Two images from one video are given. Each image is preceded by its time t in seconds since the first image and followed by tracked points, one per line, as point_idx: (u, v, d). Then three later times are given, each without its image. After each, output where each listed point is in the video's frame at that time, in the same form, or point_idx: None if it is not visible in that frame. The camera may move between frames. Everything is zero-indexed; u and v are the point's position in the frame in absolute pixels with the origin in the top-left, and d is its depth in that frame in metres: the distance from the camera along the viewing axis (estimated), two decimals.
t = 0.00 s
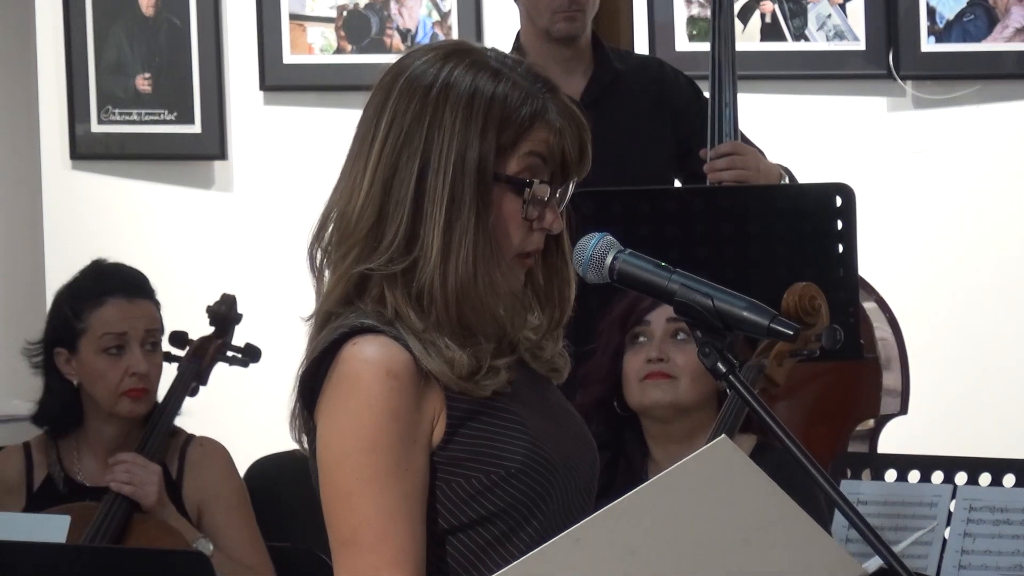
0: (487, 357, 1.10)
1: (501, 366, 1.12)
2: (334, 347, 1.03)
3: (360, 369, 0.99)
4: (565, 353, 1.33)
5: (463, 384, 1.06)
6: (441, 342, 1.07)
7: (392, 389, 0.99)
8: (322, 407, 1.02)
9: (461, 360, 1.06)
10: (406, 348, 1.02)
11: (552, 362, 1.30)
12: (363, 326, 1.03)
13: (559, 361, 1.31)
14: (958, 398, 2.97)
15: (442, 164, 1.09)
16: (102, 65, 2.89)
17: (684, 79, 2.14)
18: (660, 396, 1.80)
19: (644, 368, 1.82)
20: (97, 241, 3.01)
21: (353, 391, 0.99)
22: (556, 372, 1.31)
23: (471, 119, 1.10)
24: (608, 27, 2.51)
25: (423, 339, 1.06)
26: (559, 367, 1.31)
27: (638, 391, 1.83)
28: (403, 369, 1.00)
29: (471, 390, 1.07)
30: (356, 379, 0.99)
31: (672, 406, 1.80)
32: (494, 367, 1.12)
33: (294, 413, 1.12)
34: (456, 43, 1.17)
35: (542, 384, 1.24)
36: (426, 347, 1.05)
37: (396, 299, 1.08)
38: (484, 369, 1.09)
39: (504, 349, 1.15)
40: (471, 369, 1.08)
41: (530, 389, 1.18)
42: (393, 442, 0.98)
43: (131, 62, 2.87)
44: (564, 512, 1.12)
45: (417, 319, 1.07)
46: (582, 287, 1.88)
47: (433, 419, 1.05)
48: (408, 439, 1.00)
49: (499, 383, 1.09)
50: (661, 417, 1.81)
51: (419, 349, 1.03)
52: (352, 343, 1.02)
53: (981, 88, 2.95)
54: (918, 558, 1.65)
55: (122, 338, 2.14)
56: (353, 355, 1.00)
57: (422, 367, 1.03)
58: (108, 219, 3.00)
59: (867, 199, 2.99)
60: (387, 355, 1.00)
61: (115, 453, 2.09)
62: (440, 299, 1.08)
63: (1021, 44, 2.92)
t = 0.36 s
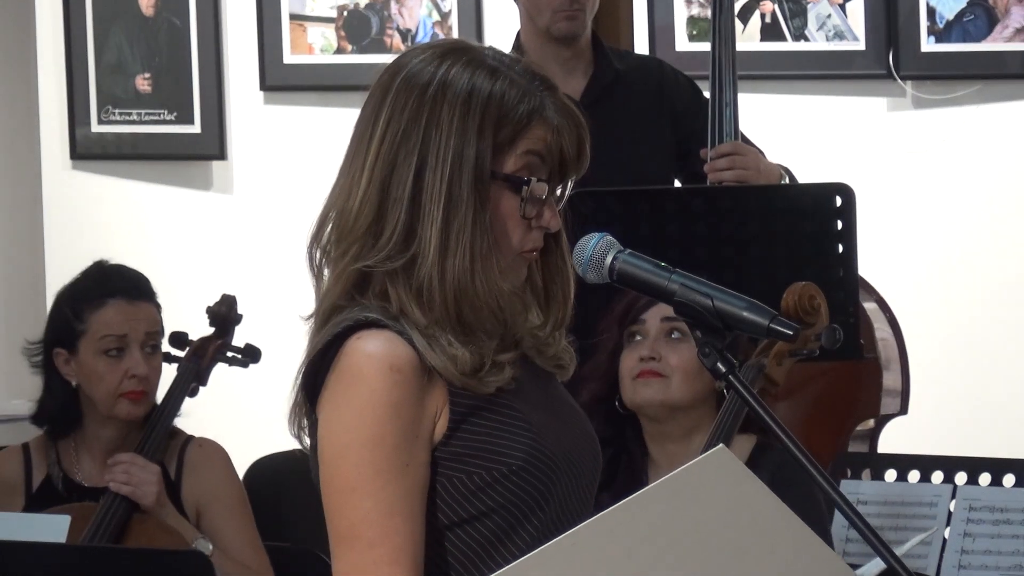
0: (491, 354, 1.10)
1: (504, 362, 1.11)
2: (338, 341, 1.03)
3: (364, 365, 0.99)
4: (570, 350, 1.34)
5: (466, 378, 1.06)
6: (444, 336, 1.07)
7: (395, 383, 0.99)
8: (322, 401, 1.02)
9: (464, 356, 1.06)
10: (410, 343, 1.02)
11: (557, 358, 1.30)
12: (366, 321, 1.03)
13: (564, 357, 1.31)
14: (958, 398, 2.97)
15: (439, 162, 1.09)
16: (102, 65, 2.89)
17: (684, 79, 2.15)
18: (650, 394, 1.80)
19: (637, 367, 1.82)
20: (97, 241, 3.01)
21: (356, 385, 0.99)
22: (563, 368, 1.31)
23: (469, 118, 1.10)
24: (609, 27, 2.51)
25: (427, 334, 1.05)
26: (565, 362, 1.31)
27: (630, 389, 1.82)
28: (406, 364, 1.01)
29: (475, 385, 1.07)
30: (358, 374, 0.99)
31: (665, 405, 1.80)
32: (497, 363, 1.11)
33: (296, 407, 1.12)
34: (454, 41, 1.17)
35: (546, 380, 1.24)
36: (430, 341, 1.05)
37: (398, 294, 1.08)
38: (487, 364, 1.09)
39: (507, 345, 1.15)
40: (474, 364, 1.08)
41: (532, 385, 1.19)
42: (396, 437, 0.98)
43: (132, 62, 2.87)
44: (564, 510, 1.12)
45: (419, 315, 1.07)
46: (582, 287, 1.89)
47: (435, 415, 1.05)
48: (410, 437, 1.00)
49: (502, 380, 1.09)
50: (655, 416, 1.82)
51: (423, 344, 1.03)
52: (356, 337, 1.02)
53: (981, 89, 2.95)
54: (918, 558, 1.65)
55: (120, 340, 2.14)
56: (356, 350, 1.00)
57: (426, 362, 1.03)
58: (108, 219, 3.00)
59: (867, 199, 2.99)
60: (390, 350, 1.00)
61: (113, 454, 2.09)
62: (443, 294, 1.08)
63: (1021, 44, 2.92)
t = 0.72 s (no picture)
0: (489, 353, 1.10)
1: (503, 362, 1.11)
2: (338, 342, 1.03)
3: (364, 365, 0.99)
4: (572, 352, 1.33)
5: (466, 379, 1.06)
6: (444, 337, 1.07)
7: (395, 385, 0.99)
8: (323, 401, 1.02)
9: (464, 356, 1.06)
10: (410, 344, 1.02)
11: (558, 360, 1.30)
12: (367, 322, 1.03)
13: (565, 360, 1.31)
14: (958, 398, 2.97)
15: (441, 162, 1.09)
16: (102, 65, 2.89)
17: (684, 79, 2.15)
18: (648, 391, 1.80)
19: (635, 364, 1.82)
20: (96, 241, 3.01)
21: (356, 386, 0.99)
22: (562, 371, 1.31)
23: (471, 118, 1.10)
24: (609, 27, 2.51)
25: (427, 335, 1.05)
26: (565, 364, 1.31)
27: (629, 387, 1.82)
28: (407, 365, 1.01)
29: (475, 386, 1.07)
30: (359, 375, 0.99)
31: (661, 403, 1.80)
32: (498, 364, 1.11)
33: (297, 408, 1.12)
34: (458, 42, 1.17)
35: (548, 382, 1.23)
36: (429, 342, 1.05)
37: (398, 295, 1.08)
38: (486, 365, 1.09)
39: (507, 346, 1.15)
40: (473, 365, 1.07)
41: (533, 386, 1.18)
42: (396, 439, 0.98)
43: (131, 62, 2.87)
44: (565, 511, 1.12)
45: (419, 316, 1.07)
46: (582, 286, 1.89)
47: (436, 415, 1.05)
48: (410, 437, 1.00)
49: (501, 379, 1.09)
50: (652, 413, 1.82)
51: (423, 345, 1.03)
52: (356, 338, 1.02)
53: (981, 89, 2.95)
54: (918, 557, 1.65)
55: (99, 338, 2.14)
56: (356, 351, 1.00)
57: (426, 362, 1.03)
58: (108, 219, 3.00)
59: (867, 199, 2.99)
60: (390, 351, 1.00)
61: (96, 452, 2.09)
62: (443, 295, 1.08)
63: (1021, 44, 2.92)
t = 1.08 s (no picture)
0: (485, 353, 1.10)
1: (499, 362, 1.11)
2: (334, 343, 1.03)
3: (360, 367, 0.99)
4: (571, 354, 1.33)
5: (463, 380, 1.05)
6: (440, 338, 1.06)
7: (391, 386, 0.99)
8: (319, 402, 1.02)
9: (460, 357, 1.05)
10: (406, 345, 1.02)
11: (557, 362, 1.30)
12: (363, 322, 1.03)
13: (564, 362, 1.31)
14: (958, 398, 2.97)
15: (437, 162, 1.09)
16: (102, 65, 2.89)
17: (684, 79, 2.14)
18: (648, 390, 1.81)
19: (636, 363, 1.83)
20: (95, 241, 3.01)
21: (352, 387, 0.99)
22: (561, 373, 1.30)
23: (467, 118, 1.10)
24: (609, 27, 2.51)
25: (423, 335, 1.05)
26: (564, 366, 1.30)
27: (629, 386, 1.83)
28: (403, 366, 1.00)
29: (472, 387, 1.07)
30: (355, 377, 0.99)
31: (661, 403, 1.80)
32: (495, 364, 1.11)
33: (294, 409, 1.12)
34: (456, 42, 1.17)
35: (547, 383, 1.23)
36: (426, 342, 1.04)
37: (395, 295, 1.08)
38: (482, 365, 1.09)
39: (505, 346, 1.14)
40: (468, 365, 1.07)
41: (531, 387, 1.18)
42: (392, 440, 0.98)
43: (132, 62, 2.87)
44: (562, 511, 1.12)
45: (415, 316, 1.07)
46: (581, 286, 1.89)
47: (433, 417, 1.05)
48: (407, 439, 1.00)
49: (497, 379, 1.09)
50: (652, 413, 1.82)
51: (419, 346, 1.03)
52: (353, 340, 1.01)
53: (981, 89, 2.95)
54: (918, 558, 1.65)
55: (88, 342, 2.14)
56: (353, 353, 1.00)
57: (422, 363, 1.03)
58: (108, 219, 3.00)
59: (867, 199, 2.99)
60: (386, 353, 1.00)
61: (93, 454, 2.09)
62: (439, 295, 1.08)
63: (1021, 44, 2.92)
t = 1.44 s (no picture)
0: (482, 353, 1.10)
1: (496, 361, 1.11)
2: (333, 344, 1.03)
3: (359, 368, 0.99)
4: (568, 353, 1.33)
5: (461, 381, 1.05)
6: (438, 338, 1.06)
7: (390, 387, 0.99)
8: (318, 403, 1.02)
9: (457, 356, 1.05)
10: (403, 345, 1.02)
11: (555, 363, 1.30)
12: (360, 323, 1.03)
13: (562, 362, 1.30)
14: (958, 398, 2.97)
15: (434, 161, 1.09)
16: (102, 64, 2.89)
17: (683, 79, 2.14)
18: (648, 391, 1.81)
19: (637, 364, 1.83)
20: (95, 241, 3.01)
21: (351, 389, 0.99)
22: (559, 373, 1.30)
23: (464, 117, 1.10)
24: (608, 27, 2.51)
25: (420, 335, 1.05)
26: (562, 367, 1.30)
27: (629, 386, 1.84)
28: (401, 367, 1.00)
29: (471, 387, 1.07)
30: (354, 378, 0.99)
31: (662, 404, 1.80)
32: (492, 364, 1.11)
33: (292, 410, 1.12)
34: (453, 42, 1.18)
35: (544, 384, 1.23)
36: (423, 342, 1.04)
37: (392, 294, 1.07)
38: (479, 364, 1.09)
39: (502, 346, 1.14)
40: (465, 364, 1.07)
41: (529, 387, 1.18)
42: (391, 441, 0.98)
43: (132, 62, 2.88)
44: (561, 511, 1.12)
45: (413, 315, 1.07)
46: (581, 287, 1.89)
47: (432, 418, 1.05)
48: (406, 440, 1.00)
49: (493, 378, 1.09)
50: (652, 414, 1.82)
51: (417, 346, 1.03)
52: (351, 341, 1.01)
53: (980, 89, 2.95)
54: (918, 558, 1.65)
55: (96, 352, 2.13)
56: (352, 354, 1.00)
57: (419, 363, 1.02)
58: (107, 218, 2.99)
59: (867, 199, 2.99)
60: (385, 354, 1.00)
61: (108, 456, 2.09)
62: (436, 294, 1.08)
63: (1021, 44, 2.93)
